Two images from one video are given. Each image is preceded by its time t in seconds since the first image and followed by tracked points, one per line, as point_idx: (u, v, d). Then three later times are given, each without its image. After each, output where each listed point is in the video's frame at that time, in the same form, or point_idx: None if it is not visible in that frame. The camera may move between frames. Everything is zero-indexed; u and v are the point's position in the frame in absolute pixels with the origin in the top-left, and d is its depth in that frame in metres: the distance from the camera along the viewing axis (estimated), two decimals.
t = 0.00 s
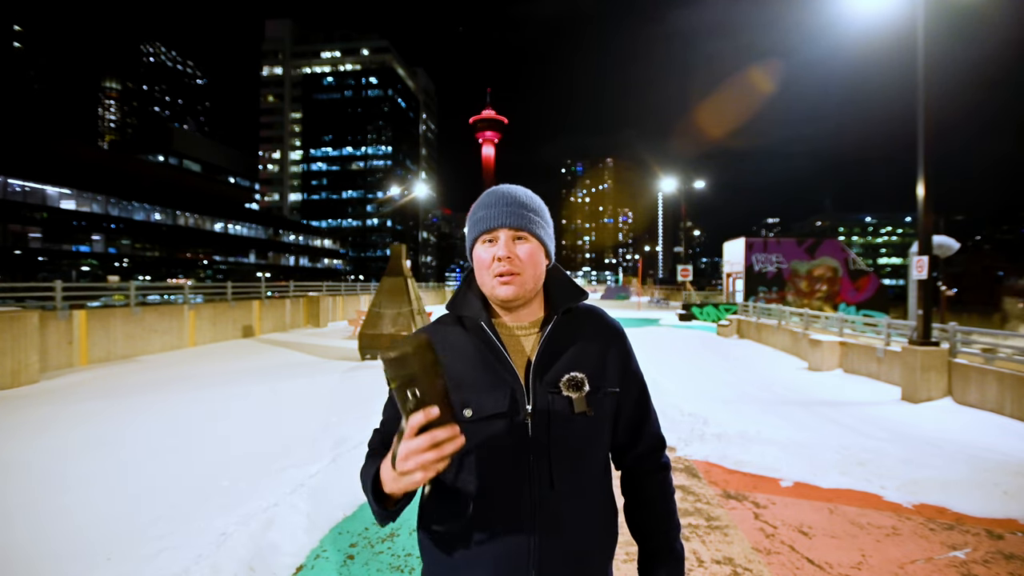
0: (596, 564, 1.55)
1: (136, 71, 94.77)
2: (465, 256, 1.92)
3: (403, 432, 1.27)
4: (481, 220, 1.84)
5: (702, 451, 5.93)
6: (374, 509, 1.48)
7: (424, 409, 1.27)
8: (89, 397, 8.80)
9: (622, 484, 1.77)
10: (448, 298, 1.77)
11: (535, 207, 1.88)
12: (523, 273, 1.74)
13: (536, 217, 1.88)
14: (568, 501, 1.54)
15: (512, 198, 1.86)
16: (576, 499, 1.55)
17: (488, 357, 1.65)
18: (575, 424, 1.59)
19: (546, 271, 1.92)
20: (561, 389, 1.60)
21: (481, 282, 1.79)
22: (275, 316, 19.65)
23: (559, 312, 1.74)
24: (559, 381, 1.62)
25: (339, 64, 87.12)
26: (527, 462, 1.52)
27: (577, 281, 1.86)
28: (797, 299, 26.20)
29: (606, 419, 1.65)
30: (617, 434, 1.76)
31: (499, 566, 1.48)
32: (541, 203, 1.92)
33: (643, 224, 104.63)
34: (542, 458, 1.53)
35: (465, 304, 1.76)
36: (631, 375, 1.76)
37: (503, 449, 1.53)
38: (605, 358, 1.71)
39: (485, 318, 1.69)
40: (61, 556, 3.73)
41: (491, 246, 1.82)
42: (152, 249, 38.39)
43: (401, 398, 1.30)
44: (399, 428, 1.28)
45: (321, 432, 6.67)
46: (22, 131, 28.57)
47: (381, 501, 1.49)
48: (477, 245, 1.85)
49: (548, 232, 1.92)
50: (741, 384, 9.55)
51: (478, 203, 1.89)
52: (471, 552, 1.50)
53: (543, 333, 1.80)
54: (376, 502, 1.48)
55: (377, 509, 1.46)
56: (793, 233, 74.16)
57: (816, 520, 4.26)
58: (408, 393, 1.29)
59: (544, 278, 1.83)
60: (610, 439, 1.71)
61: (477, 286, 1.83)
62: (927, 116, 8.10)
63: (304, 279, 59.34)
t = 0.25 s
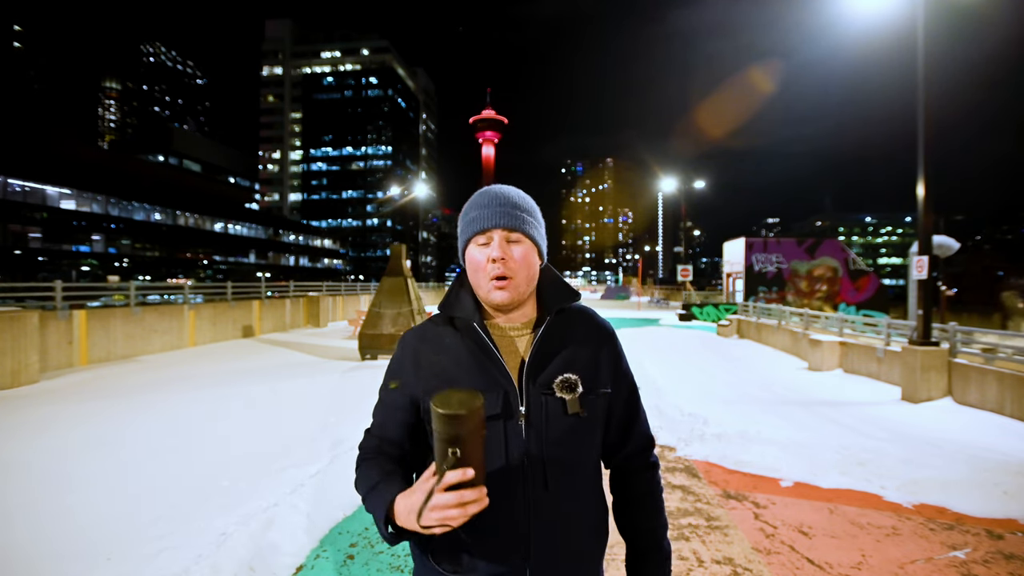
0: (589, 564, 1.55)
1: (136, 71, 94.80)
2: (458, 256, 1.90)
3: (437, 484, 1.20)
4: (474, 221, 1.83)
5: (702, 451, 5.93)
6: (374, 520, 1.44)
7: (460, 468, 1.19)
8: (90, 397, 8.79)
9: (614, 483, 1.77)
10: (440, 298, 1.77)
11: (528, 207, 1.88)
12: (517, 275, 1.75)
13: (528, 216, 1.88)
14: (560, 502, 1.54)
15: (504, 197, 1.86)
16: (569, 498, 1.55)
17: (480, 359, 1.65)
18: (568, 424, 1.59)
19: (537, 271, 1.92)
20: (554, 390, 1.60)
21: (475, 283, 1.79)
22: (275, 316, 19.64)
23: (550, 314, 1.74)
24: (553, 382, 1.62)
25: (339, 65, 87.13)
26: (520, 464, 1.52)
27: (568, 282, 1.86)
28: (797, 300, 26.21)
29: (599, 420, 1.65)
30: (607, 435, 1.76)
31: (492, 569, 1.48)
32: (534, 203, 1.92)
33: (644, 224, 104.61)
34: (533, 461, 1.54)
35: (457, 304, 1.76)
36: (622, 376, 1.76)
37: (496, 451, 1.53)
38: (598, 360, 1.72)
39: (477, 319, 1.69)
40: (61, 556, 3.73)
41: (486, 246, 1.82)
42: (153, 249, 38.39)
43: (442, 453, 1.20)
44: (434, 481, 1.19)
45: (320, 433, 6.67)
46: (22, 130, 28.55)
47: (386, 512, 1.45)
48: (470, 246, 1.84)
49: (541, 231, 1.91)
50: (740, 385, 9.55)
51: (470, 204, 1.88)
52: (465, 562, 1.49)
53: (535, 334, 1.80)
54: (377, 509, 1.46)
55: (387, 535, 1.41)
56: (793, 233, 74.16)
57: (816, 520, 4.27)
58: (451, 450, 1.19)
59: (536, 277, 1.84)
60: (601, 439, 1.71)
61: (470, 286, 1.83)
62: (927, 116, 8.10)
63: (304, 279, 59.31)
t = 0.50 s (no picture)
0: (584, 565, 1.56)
1: (136, 71, 94.85)
2: (456, 256, 1.90)
3: (472, 523, 1.26)
4: (472, 221, 1.83)
5: (702, 451, 5.93)
6: (379, 538, 1.43)
7: (491, 515, 1.26)
8: (90, 397, 8.79)
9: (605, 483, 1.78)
10: (437, 298, 1.77)
11: (527, 207, 1.88)
12: (516, 275, 1.76)
13: (526, 217, 1.88)
14: (557, 505, 1.54)
15: (501, 198, 1.86)
16: (564, 500, 1.56)
17: (477, 360, 1.65)
18: (564, 425, 1.60)
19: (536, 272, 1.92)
20: (552, 392, 1.62)
21: (473, 283, 1.79)
22: (274, 316, 19.64)
23: (548, 316, 1.74)
24: (550, 385, 1.64)
25: (339, 65, 87.16)
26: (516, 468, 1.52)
27: (565, 284, 1.87)
28: (797, 299, 26.25)
29: (594, 422, 1.66)
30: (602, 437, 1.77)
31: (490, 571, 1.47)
32: (532, 204, 1.92)
33: (643, 224, 104.61)
34: (529, 462, 1.54)
35: (454, 305, 1.76)
36: (618, 378, 1.77)
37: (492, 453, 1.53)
38: (595, 362, 1.73)
39: (475, 320, 1.70)
40: (62, 555, 3.74)
41: (485, 245, 1.82)
42: (152, 249, 38.41)
43: (475, 498, 1.26)
44: (472, 529, 1.24)
45: (320, 433, 6.67)
46: (22, 130, 28.57)
47: (399, 540, 1.42)
48: (468, 246, 1.84)
49: (539, 231, 1.92)
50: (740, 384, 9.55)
51: (468, 203, 1.88)
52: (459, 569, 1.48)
53: (532, 335, 1.80)
54: (382, 528, 1.44)
55: (399, 555, 1.40)
56: (793, 233, 74.17)
57: (816, 520, 4.26)
58: (486, 500, 1.24)
59: (535, 279, 1.84)
60: (595, 441, 1.70)
61: (467, 286, 1.83)
62: (927, 115, 8.10)
63: (304, 279, 59.29)
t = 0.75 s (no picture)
0: (582, 564, 1.56)
1: (136, 71, 94.88)
2: (451, 257, 1.90)
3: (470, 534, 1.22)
4: (466, 224, 1.83)
5: (702, 451, 5.93)
6: (382, 546, 1.42)
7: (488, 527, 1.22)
8: (90, 397, 8.79)
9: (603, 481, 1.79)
10: (433, 299, 1.77)
11: (521, 208, 1.88)
12: (510, 277, 1.75)
13: (521, 218, 1.88)
14: (556, 503, 1.54)
15: (497, 199, 1.86)
16: (563, 500, 1.56)
17: (476, 358, 1.65)
18: (562, 424, 1.60)
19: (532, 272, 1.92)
20: (550, 391, 1.62)
21: (468, 284, 1.78)
22: (274, 316, 19.63)
23: (545, 315, 1.75)
24: (549, 383, 1.64)
25: (339, 64, 87.17)
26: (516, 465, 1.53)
27: (563, 283, 1.87)
28: (797, 299, 26.26)
29: (592, 421, 1.67)
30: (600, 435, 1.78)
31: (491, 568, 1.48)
32: (526, 204, 1.92)
33: (643, 224, 104.54)
34: (529, 461, 1.54)
35: (450, 305, 1.76)
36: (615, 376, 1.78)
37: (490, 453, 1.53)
38: (593, 362, 1.73)
39: (472, 321, 1.70)
40: (62, 555, 3.74)
41: (478, 248, 1.82)
42: (152, 249, 38.42)
43: (473, 513, 1.22)
44: (472, 548, 1.19)
45: (320, 432, 6.67)
46: (23, 131, 28.60)
47: (405, 546, 1.40)
48: (462, 249, 1.84)
49: (533, 231, 1.92)
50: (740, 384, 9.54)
51: (462, 206, 1.88)
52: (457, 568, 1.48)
53: (529, 335, 1.80)
54: (386, 533, 1.43)
55: (402, 561, 1.38)
56: (793, 233, 74.16)
57: (816, 520, 4.26)
58: (483, 515, 1.21)
59: (531, 279, 1.84)
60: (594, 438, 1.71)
61: (463, 287, 1.83)
62: (927, 115, 8.10)
63: (304, 279, 59.29)
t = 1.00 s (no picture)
0: (582, 560, 1.56)
1: (136, 71, 94.87)
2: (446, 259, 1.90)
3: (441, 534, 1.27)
4: (460, 225, 1.83)
5: (702, 451, 5.93)
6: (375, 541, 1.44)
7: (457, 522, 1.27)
8: (90, 397, 8.79)
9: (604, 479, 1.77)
10: (430, 299, 1.78)
11: (515, 208, 1.88)
12: (504, 275, 1.76)
13: (515, 220, 1.89)
14: (552, 496, 1.55)
15: (491, 201, 1.87)
16: (560, 498, 1.56)
17: (473, 358, 1.65)
18: (558, 421, 1.59)
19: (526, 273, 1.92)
20: (546, 388, 1.61)
21: (463, 285, 1.79)
22: (274, 316, 19.63)
23: (542, 314, 1.74)
24: (543, 380, 1.63)
25: (339, 64, 87.17)
26: (512, 463, 1.53)
27: (557, 282, 1.87)
28: (797, 299, 26.27)
29: (590, 419, 1.66)
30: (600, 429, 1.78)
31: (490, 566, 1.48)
32: (520, 205, 1.92)
33: (644, 224, 104.51)
34: (525, 459, 1.54)
35: (448, 304, 1.77)
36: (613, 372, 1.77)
37: (486, 450, 1.53)
38: (589, 358, 1.73)
39: (468, 320, 1.70)
40: (63, 556, 3.74)
41: (471, 250, 1.82)
42: (153, 249, 38.37)
43: (437, 511, 1.26)
44: (439, 543, 1.25)
45: (320, 432, 6.67)
46: (23, 131, 28.60)
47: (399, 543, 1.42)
48: (457, 250, 1.85)
49: (527, 232, 1.92)
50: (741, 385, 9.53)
51: (456, 208, 1.89)
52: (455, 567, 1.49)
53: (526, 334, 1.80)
54: (379, 532, 1.45)
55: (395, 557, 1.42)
56: (793, 233, 74.19)
57: (816, 520, 4.26)
58: (446, 512, 1.25)
59: (525, 280, 1.84)
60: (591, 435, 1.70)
61: (460, 288, 1.83)
62: (927, 116, 8.11)
63: (304, 279, 59.29)
